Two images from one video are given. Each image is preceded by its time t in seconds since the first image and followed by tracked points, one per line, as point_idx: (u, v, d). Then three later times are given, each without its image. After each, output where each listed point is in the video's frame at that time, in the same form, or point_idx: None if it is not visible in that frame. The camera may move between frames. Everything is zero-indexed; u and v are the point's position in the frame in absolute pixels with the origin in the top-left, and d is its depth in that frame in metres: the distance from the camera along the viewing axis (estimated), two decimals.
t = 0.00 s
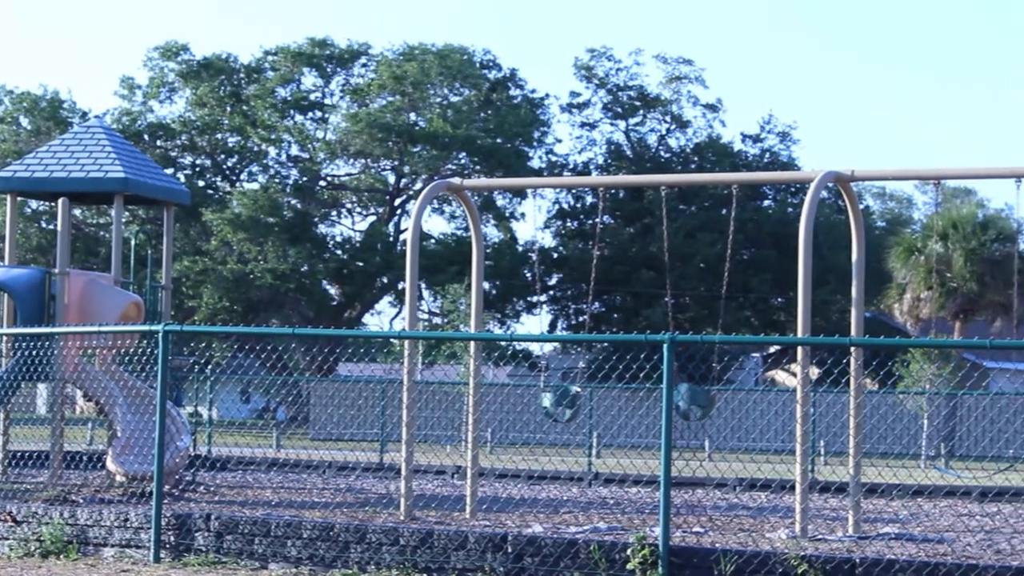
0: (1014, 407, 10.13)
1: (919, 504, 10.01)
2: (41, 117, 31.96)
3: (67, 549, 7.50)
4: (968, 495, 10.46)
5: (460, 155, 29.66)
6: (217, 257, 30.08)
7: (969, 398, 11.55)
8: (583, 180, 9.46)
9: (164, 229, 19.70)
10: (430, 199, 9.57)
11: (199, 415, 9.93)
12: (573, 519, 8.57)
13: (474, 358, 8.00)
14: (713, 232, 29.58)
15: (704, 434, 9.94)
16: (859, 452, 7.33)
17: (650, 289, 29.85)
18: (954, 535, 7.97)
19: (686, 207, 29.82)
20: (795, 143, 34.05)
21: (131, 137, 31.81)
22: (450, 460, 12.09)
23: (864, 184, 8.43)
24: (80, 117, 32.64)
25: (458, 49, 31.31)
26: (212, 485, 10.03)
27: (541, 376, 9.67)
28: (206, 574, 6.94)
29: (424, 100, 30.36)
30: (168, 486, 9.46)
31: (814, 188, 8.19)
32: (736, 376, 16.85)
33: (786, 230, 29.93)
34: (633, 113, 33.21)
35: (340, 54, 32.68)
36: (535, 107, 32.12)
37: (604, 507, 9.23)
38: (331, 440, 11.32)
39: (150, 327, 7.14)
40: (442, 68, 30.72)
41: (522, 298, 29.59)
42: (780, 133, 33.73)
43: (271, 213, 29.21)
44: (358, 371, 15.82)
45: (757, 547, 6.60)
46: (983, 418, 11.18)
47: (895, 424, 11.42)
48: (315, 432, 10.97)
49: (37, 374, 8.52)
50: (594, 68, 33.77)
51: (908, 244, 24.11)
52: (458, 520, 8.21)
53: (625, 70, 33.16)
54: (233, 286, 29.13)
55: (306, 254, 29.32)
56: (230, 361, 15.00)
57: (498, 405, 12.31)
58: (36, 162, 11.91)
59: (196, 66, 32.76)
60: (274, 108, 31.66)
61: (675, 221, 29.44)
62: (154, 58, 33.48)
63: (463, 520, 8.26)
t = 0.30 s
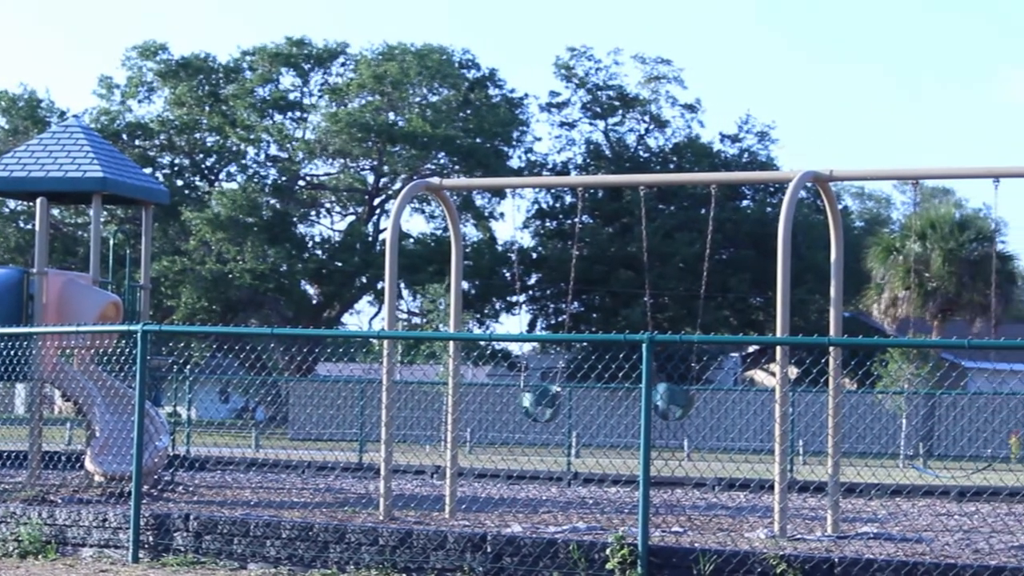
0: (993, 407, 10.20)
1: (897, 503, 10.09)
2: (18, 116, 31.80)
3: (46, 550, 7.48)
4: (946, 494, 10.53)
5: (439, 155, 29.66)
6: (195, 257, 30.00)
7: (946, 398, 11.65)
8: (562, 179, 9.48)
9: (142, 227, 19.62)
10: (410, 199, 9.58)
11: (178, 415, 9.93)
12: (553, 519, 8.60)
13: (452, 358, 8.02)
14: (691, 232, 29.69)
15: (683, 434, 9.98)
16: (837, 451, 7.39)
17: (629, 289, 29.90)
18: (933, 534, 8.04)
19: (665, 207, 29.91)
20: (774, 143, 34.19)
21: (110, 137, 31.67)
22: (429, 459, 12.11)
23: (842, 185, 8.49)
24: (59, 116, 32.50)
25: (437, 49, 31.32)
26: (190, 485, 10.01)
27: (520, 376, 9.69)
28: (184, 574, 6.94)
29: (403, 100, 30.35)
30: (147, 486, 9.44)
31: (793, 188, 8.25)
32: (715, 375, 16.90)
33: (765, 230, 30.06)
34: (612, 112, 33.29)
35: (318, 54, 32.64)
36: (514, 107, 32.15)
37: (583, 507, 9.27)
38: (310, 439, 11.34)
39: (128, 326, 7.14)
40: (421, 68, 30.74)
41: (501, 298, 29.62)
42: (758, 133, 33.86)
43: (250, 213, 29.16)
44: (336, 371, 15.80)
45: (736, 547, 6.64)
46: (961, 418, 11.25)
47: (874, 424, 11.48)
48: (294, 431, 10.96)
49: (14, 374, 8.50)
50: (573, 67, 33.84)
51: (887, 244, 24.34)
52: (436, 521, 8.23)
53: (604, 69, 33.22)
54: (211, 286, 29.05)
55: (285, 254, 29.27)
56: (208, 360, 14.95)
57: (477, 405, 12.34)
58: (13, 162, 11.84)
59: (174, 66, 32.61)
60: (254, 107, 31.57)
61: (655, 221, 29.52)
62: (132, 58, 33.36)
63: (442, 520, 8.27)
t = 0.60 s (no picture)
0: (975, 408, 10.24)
1: (879, 502, 10.14)
2: None
3: (27, 549, 7.47)
4: (928, 495, 10.59)
5: (422, 155, 29.66)
6: (178, 257, 29.92)
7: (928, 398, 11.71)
8: (544, 179, 9.50)
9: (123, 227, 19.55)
10: (392, 199, 9.59)
11: (159, 415, 9.90)
12: (535, 519, 8.62)
13: (435, 358, 8.03)
14: (673, 232, 29.78)
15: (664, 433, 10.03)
16: (819, 451, 7.42)
17: (611, 289, 29.95)
18: (915, 533, 8.09)
19: (648, 206, 29.97)
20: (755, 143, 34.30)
21: (92, 136, 31.54)
22: (411, 459, 12.11)
23: (824, 184, 8.54)
24: (40, 116, 32.36)
25: (419, 49, 31.32)
26: (172, 485, 10.00)
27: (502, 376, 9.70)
28: (166, 574, 6.94)
29: (385, 100, 30.34)
30: (129, 486, 9.43)
31: (775, 187, 8.28)
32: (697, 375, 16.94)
33: (747, 230, 30.15)
34: (594, 112, 33.33)
35: (300, 53, 32.59)
36: (496, 107, 32.17)
37: (566, 507, 9.29)
38: (291, 439, 11.33)
39: (110, 326, 7.13)
40: (403, 68, 30.73)
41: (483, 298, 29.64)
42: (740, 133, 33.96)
43: (232, 213, 29.07)
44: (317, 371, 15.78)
45: (718, 546, 6.66)
46: (942, 418, 11.31)
47: (857, 424, 11.53)
48: (275, 431, 10.95)
49: None
50: (556, 67, 33.87)
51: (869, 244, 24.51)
52: (419, 520, 8.24)
53: (586, 69, 33.27)
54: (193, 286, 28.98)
55: (268, 254, 29.21)
56: (190, 360, 14.92)
57: (460, 405, 12.36)
58: None
59: (156, 65, 32.50)
60: (236, 107, 31.50)
61: (637, 221, 29.59)
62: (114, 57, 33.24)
63: (424, 520, 8.28)
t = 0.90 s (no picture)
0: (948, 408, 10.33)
1: (852, 501, 10.22)
2: None
3: (2, 551, 7.47)
4: (902, 494, 10.67)
5: (397, 155, 29.64)
6: (153, 257, 29.81)
7: (901, 398, 11.80)
8: (519, 179, 9.53)
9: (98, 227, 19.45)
10: (368, 198, 9.60)
11: (134, 414, 9.88)
12: (510, 519, 8.65)
13: (410, 357, 8.04)
14: (648, 232, 29.91)
15: (639, 433, 10.08)
16: (794, 449, 7.47)
17: (586, 288, 30.02)
18: (889, 533, 8.16)
19: (623, 206, 30.05)
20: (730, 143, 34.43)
21: (66, 136, 31.37)
22: (386, 459, 12.13)
23: (798, 184, 8.60)
24: (14, 115, 32.18)
25: (395, 48, 31.30)
26: (147, 485, 9.97)
27: (479, 375, 9.72)
28: (141, 575, 6.93)
29: (361, 99, 30.31)
30: (104, 486, 9.41)
31: (750, 187, 8.34)
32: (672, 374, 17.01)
33: (722, 229, 30.26)
34: (569, 112, 33.41)
35: (275, 53, 32.51)
36: (472, 106, 32.18)
37: (541, 506, 9.32)
38: (266, 439, 11.34)
39: (84, 326, 7.12)
40: (379, 67, 30.72)
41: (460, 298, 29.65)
42: (715, 133, 34.08)
43: (207, 213, 28.96)
44: (293, 370, 15.77)
45: (694, 545, 6.69)
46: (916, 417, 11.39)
47: (832, 424, 11.60)
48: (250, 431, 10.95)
49: None
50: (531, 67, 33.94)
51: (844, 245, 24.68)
52: (393, 520, 8.27)
53: (562, 69, 33.33)
54: (168, 285, 28.92)
55: (243, 254, 29.13)
56: (165, 359, 14.88)
57: (435, 405, 12.38)
58: None
59: (131, 65, 32.36)
60: (212, 107, 31.39)
61: (613, 221, 29.65)
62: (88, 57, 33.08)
63: (399, 520, 8.31)
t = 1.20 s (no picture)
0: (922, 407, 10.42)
1: (827, 502, 10.30)
2: None
3: None
4: (876, 494, 10.75)
5: (372, 155, 29.62)
6: (127, 257, 29.68)
7: (876, 397, 11.89)
8: (494, 179, 9.56)
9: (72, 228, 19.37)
10: (343, 198, 9.60)
11: (108, 415, 9.88)
12: (485, 519, 8.68)
13: (385, 358, 8.05)
14: (623, 232, 30.00)
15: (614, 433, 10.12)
16: (768, 450, 7.53)
17: (561, 288, 30.08)
18: (862, 532, 8.23)
19: (598, 206, 30.12)
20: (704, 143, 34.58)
21: (39, 136, 31.19)
22: (362, 459, 12.13)
23: (773, 185, 8.65)
24: None
25: (369, 48, 31.29)
26: (121, 486, 9.95)
27: (454, 375, 9.73)
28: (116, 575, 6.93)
29: (335, 99, 30.28)
30: (77, 487, 9.40)
31: (724, 187, 8.39)
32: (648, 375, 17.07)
33: (696, 229, 30.38)
34: (544, 112, 33.48)
35: (249, 53, 32.42)
36: (447, 106, 32.21)
37: (516, 506, 9.36)
38: (241, 440, 11.34)
39: (59, 326, 7.09)
40: (354, 67, 30.69)
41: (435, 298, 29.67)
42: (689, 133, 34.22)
43: (181, 213, 28.86)
44: (267, 371, 15.75)
45: (668, 546, 6.72)
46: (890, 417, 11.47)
47: (807, 424, 11.68)
48: (224, 432, 10.94)
49: None
50: (506, 67, 33.99)
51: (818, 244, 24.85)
52: (368, 521, 8.30)
53: (536, 69, 33.39)
54: (142, 285, 28.82)
55: (218, 254, 29.01)
56: (140, 360, 14.83)
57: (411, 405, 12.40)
58: None
59: (104, 65, 32.21)
60: (185, 106, 31.29)
61: (588, 221, 29.72)
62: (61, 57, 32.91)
63: (374, 520, 8.34)
